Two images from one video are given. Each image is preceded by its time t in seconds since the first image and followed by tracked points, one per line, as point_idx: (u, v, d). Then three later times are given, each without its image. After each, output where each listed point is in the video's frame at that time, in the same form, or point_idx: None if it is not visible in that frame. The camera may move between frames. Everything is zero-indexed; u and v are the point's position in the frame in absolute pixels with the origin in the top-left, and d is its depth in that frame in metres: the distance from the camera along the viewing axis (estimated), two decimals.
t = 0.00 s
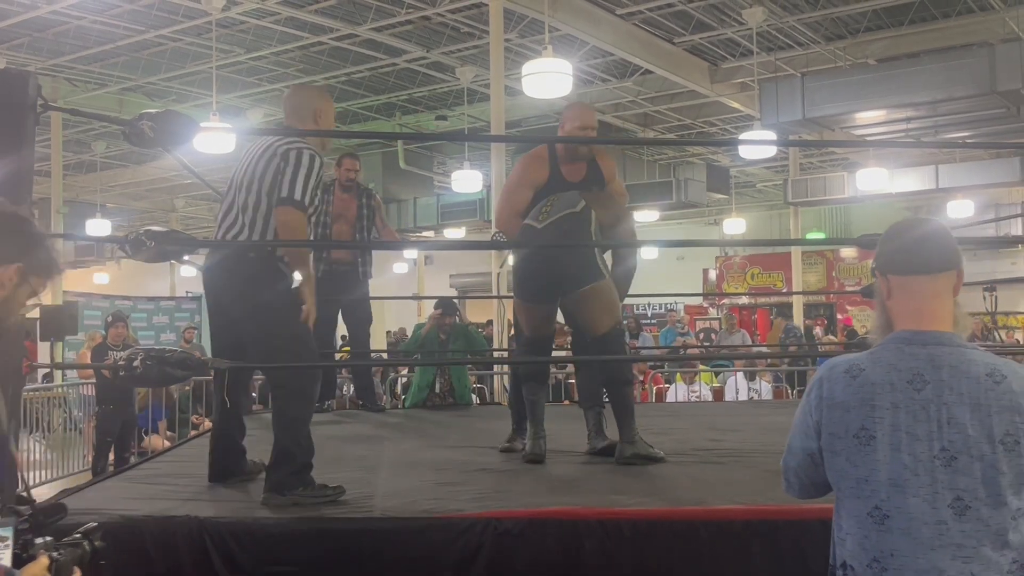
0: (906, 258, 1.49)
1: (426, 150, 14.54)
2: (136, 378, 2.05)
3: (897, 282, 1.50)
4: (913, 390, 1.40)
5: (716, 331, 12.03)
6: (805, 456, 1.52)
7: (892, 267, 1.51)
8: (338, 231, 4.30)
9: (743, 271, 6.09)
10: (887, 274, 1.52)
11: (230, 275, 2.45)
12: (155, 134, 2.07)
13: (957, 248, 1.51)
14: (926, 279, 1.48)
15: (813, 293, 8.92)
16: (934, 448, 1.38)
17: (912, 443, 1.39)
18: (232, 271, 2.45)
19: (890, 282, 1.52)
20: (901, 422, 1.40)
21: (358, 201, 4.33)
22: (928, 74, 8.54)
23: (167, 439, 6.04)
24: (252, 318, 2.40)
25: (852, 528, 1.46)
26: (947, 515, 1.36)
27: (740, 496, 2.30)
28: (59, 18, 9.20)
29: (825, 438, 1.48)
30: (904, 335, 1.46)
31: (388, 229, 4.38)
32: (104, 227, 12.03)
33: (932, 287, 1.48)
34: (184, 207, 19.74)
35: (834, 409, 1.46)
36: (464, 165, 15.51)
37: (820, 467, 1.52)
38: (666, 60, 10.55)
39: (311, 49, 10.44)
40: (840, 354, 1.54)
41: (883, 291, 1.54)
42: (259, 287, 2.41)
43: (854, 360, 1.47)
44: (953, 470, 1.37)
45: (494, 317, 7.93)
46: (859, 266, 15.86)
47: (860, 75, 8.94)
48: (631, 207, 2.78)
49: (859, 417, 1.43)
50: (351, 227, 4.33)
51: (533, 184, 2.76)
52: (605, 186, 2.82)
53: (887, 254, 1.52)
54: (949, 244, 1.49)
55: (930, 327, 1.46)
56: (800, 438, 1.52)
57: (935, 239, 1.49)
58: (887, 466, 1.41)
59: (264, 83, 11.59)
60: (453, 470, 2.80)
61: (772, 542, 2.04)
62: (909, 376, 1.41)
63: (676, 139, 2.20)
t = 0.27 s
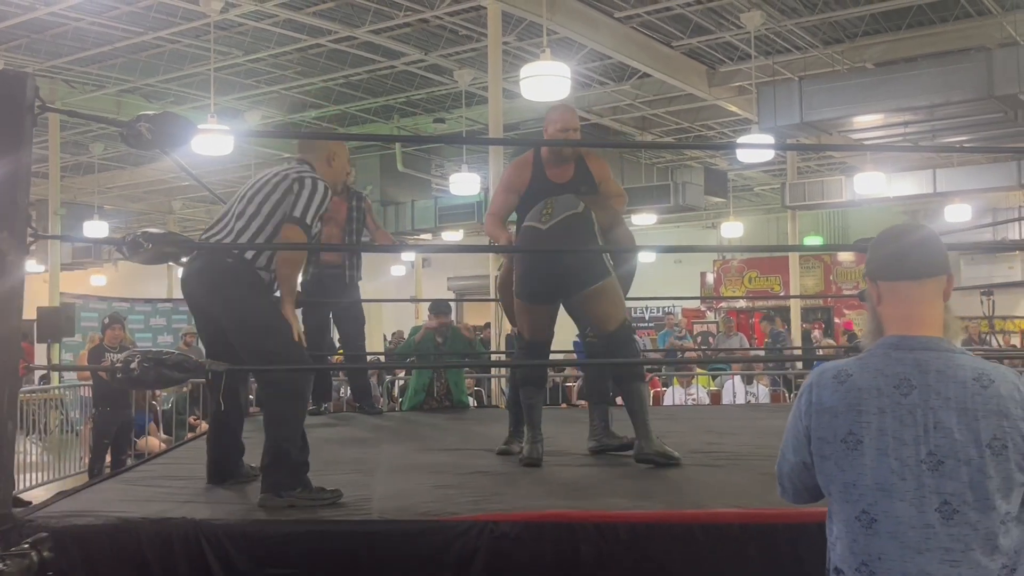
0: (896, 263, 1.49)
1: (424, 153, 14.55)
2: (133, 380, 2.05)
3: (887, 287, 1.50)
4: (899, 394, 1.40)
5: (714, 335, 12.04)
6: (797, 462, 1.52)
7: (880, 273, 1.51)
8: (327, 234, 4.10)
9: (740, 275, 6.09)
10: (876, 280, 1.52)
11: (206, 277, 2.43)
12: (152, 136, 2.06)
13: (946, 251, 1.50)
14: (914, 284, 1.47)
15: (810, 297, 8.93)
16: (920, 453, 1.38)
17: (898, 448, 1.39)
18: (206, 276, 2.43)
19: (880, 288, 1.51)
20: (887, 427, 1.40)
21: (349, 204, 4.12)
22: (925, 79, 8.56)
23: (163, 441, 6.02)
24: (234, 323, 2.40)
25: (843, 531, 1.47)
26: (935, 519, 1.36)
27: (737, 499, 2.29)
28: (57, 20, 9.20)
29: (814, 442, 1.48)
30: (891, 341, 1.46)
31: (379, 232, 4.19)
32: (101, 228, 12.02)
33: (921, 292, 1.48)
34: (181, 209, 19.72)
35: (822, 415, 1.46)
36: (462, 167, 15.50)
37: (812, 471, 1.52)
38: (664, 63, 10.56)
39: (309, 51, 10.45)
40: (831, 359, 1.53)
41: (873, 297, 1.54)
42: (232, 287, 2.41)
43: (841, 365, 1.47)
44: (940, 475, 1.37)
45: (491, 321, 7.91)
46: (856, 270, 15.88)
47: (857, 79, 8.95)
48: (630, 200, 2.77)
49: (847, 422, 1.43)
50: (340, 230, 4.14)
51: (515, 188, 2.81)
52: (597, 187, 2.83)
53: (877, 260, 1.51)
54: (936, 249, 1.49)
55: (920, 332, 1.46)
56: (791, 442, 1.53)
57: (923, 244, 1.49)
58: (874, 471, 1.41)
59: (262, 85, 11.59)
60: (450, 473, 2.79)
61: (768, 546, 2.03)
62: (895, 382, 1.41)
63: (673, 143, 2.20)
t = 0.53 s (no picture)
0: (897, 267, 1.48)
1: (421, 156, 14.55)
2: (127, 382, 2.04)
3: (887, 293, 1.50)
4: (898, 399, 1.40)
5: (710, 339, 12.04)
6: (797, 465, 1.52)
7: (880, 278, 1.50)
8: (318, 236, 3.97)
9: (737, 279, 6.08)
10: (875, 284, 1.51)
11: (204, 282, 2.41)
12: (148, 138, 2.06)
13: (946, 256, 1.50)
14: (915, 289, 1.46)
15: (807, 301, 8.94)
16: (918, 457, 1.38)
17: (897, 452, 1.39)
18: (202, 280, 2.42)
19: (879, 293, 1.51)
20: (886, 431, 1.40)
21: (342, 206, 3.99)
22: (921, 84, 8.58)
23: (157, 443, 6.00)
24: (231, 329, 2.40)
25: (840, 536, 1.47)
26: (933, 523, 1.37)
27: (732, 503, 2.29)
28: (53, 21, 9.19)
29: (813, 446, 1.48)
30: (891, 345, 1.45)
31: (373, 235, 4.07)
32: (97, 230, 11.99)
33: (922, 297, 1.47)
34: (177, 211, 19.69)
35: (821, 419, 1.46)
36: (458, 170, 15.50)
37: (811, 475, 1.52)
38: (660, 67, 10.57)
39: (305, 54, 10.44)
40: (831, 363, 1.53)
41: (873, 302, 1.54)
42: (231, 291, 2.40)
43: (840, 369, 1.47)
44: (939, 480, 1.37)
45: (487, 324, 7.91)
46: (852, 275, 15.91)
47: (853, 85, 8.96)
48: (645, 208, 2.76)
49: (846, 426, 1.43)
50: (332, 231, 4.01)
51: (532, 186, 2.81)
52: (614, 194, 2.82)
53: (876, 265, 1.50)
54: (936, 253, 1.48)
55: (920, 337, 1.45)
56: (791, 446, 1.52)
57: (924, 249, 1.49)
58: (873, 475, 1.41)
59: (258, 87, 11.58)
60: (446, 477, 2.78)
61: (764, 549, 2.03)
62: (894, 387, 1.41)
63: (669, 148, 2.20)
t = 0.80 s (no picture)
0: (923, 274, 1.49)
1: (415, 159, 14.56)
2: (118, 385, 2.04)
3: (914, 299, 1.50)
4: (924, 407, 1.41)
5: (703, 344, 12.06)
6: (816, 468, 1.52)
7: (907, 285, 1.51)
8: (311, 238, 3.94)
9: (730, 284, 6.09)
10: (902, 291, 1.52)
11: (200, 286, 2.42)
12: (142, 140, 2.07)
13: (972, 267, 1.51)
14: (938, 298, 1.47)
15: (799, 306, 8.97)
16: (942, 464, 1.38)
17: (921, 459, 1.39)
18: (198, 284, 2.42)
19: (905, 299, 1.52)
20: (911, 438, 1.40)
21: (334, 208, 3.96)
22: (913, 91, 8.62)
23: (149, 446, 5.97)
24: (225, 335, 2.40)
25: (857, 540, 1.46)
26: (952, 530, 1.37)
27: (724, 508, 2.29)
28: (47, 22, 9.17)
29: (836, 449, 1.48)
30: (918, 352, 1.46)
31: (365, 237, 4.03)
32: (90, 232, 11.97)
33: (945, 305, 1.48)
34: (170, 213, 19.66)
35: (846, 422, 1.46)
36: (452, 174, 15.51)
37: (832, 479, 1.51)
38: (655, 72, 10.59)
39: (300, 57, 10.44)
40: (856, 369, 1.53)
41: (900, 309, 1.54)
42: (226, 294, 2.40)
43: (867, 374, 1.47)
44: (961, 488, 1.38)
45: (479, 328, 7.91)
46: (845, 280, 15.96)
47: (847, 90, 8.99)
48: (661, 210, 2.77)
49: (871, 431, 1.43)
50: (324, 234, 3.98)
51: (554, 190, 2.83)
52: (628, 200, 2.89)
53: (906, 272, 1.51)
54: (963, 263, 1.49)
55: (945, 345, 1.46)
56: (813, 448, 1.52)
57: (950, 257, 1.50)
58: (896, 480, 1.41)
59: (252, 90, 11.58)
60: (438, 481, 2.78)
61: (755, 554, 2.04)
62: (920, 394, 1.41)
63: (663, 152, 2.20)
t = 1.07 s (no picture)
0: (977, 285, 1.50)
1: (407, 164, 14.58)
2: (108, 389, 2.03)
3: (967, 308, 1.50)
4: (981, 417, 1.43)
5: (693, 350, 12.09)
6: (867, 475, 1.51)
7: (961, 292, 1.51)
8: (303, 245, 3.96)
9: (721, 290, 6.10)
10: (954, 299, 1.53)
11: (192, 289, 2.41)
12: (134, 144, 2.06)
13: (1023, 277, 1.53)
14: (993, 308, 1.49)
15: (789, 313, 9.04)
16: (1000, 474, 1.41)
17: (978, 469, 1.42)
18: (190, 285, 2.41)
19: (957, 307, 1.52)
20: (968, 447, 1.42)
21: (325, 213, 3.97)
22: (903, 99, 8.65)
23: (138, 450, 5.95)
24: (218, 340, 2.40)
25: (909, 547, 1.47)
26: (1008, 539, 1.41)
27: (711, 515, 2.29)
28: (39, 25, 9.15)
29: (888, 457, 1.48)
30: (973, 362, 1.47)
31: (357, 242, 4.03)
32: (80, 235, 11.94)
33: (998, 314, 1.49)
34: (162, 217, 19.65)
35: (902, 430, 1.46)
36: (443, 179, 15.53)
37: (881, 486, 1.51)
38: (647, 79, 10.62)
39: (292, 61, 10.44)
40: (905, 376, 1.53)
41: (950, 318, 1.55)
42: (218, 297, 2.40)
43: (922, 383, 1.47)
44: (1017, 497, 1.41)
45: (471, 333, 7.92)
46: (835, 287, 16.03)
47: (838, 98, 9.01)
48: (663, 217, 2.75)
49: (928, 439, 1.44)
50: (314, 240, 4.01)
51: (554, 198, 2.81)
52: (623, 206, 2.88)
53: (958, 280, 1.52)
54: (1015, 274, 1.51)
55: (999, 355, 1.47)
56: (864, 456, 1.51)
57: (1002, 268, 1.51)
58: (952, 490, 1.43)
59: (244, 94, 11.57)
60: (427, 487, 2.78)
61: (745, 559, 2.04)
62: (978, 403, 1.43)
63: (654, 159, 2.20)
